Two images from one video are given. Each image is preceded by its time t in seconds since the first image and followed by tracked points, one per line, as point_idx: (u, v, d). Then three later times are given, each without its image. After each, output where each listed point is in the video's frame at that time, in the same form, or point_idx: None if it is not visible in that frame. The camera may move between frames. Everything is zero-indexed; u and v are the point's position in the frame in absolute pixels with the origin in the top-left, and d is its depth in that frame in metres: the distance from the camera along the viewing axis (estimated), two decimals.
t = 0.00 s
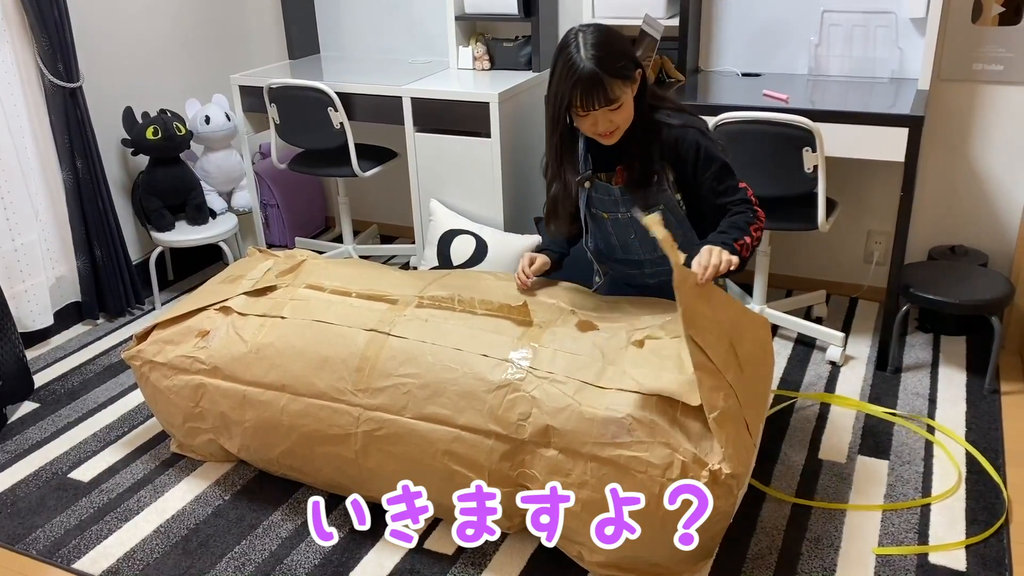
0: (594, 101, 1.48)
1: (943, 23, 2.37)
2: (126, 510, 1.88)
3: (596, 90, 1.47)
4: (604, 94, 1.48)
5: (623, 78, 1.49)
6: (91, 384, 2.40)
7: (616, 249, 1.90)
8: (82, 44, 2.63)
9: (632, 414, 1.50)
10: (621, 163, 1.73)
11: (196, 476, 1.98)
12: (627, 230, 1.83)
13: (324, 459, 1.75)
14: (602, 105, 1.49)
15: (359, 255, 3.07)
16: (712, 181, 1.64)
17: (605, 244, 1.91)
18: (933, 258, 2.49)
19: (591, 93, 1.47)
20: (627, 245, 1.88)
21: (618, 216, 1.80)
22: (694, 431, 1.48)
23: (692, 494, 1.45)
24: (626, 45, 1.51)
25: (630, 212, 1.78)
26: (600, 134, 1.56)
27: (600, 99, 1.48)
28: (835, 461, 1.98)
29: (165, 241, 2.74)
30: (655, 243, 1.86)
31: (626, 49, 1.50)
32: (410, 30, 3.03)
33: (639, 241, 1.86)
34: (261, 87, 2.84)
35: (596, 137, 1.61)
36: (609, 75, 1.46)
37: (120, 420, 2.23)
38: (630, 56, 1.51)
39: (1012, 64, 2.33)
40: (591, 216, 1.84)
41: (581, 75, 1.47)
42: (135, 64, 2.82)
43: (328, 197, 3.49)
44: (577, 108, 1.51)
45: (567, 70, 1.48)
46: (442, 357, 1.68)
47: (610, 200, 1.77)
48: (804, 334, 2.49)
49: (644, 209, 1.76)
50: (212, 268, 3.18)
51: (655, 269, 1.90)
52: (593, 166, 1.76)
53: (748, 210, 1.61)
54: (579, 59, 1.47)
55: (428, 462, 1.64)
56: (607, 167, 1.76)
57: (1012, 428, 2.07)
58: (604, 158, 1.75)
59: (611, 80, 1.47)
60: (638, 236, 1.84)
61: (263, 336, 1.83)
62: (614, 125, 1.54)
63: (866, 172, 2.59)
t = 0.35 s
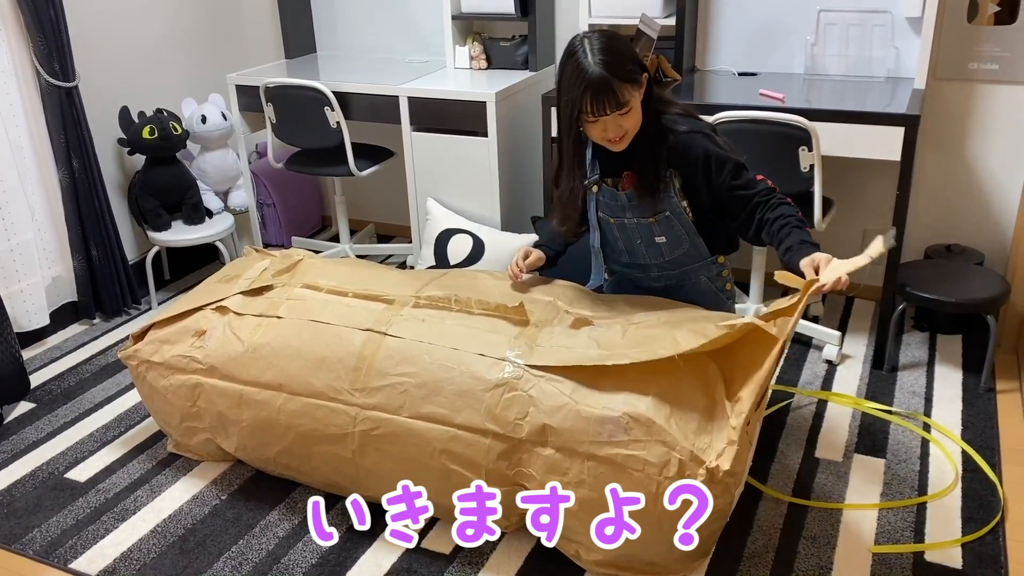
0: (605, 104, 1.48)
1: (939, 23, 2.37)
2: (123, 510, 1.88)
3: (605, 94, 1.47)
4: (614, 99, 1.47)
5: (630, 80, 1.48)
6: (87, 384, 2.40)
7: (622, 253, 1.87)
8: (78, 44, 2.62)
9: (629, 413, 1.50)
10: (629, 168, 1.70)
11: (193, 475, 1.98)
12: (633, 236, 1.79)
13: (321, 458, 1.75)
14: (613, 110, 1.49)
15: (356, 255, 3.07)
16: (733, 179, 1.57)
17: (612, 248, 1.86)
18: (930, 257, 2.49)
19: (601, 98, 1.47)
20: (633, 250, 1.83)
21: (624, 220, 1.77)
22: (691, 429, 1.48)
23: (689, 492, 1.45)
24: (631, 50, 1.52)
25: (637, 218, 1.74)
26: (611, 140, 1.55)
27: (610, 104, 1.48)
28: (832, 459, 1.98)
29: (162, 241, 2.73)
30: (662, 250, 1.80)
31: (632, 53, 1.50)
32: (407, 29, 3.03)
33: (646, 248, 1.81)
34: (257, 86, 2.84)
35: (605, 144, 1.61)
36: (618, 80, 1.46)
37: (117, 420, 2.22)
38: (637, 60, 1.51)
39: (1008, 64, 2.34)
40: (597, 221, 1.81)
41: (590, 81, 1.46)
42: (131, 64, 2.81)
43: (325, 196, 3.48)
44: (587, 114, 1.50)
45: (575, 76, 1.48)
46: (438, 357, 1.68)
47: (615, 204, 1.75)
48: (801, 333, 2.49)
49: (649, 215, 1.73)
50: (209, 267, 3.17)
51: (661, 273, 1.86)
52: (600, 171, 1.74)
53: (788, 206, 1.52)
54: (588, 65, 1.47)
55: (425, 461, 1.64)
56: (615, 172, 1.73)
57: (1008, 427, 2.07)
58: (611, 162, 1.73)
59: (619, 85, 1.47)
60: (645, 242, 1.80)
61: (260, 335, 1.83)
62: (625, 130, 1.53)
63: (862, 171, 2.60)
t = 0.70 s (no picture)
0: (634, 104, 1.47)
1: (933, 23, 2.38)
2: (117, 511, 1.87)
3: (637, 95, 1.46)
4: (644, 101, 1.46)
5: (663, 84, 1.48)
6: (82, 385, 2.39)
7: (626, 251, 1.85)
8: (72, 44, 2.61)
9: (624, 412, 1.50)
10: (648, 172, 1.72)
11: (187, 476, 1.98)
12: (643, 237, 1.79)
13: (316, 459, 1.75)
14: (643, 111, 1.48)
15: (351, 255, 3.06)
16: (756, 194, 1.60)
17: (618, 246, 1.86)
18: (924, 256, 2.49)
19: (631, 98, 1.46)
20: (639, 251, 1.83)
21: (637, 222, 1.77)
22: (686, 429, 1.48)
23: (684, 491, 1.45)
24: (667, 56, 1.51)
25: (650, 221, 1.75)
26: (637, 142, 1.53)
27: (639, 105, 1.47)
28: (827, 459, 1.98)
29: (156, 241, 2.73)
30: (669, 255, 1.80)
31: (667, 58, 1.50)
32: (402, 29, 3.03)
33: (653, 250, 1.81)
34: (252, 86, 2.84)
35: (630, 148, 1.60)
36: (651, 82, 1.46)
37: (111, 421, 2.22)
38: (671, 65, 1.51)
39: (1002, 64, 2.34)
40: (609, 218, 1.81)
41: (624, 80, 1.46)
42: (125, 64, 2.81)
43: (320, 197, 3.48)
44: (616, 114, 1.49)
45: (607, 74, 1.47)
46: (433, 357, 1.68)
47: (629, 206, 1.75)
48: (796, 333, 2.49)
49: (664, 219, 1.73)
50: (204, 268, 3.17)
51: (663, 274, 1.86)
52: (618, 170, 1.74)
53: (807, 222, 1.55)
54: (620, 64, 1.46)
55: (420, 461, 1.64)
56: (633, 174, 1.73)
57: (1002, 426, 2.07)
58: (630, 162, 1.73)
59: (651, 87, 1.47)
60: (653, 245, 1.80)
61: (254, 336, 1.83)
62: (651, 133, 1.52)
63: (857, 171, 2.60)
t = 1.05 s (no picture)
0: (652, 133, 1.49)
1: (929, 24, 2.38)
2: (113, 514, 1.87)
3: (655, 122, 1.48)
4: (662, 130, 1.48)
5: (684, 116, 1.50)
6: (77, 388, 2.39)
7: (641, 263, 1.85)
8: (68, 46, 2.61)
9: (622, 412, 1.50)
10: (672, 192, 1.72)
11: (184, 479, 1.97)
12: (664, 254, 1.80)
13: (313, 460, 1.74)
14: (659, 140, 1.50)
15: (348, 257, 3.06)
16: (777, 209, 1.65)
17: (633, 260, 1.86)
18: (921, 257, 2.49)
19: (649, 126, 1.48)
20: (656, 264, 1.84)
21: (660, 241, 1.78)
22: (683, 427, 1.48)
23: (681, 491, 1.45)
24: (692, 87, 1.53)
25: (675, 240, 1.76)
26: (654, 172, 1.55)
27: (656, 134, 1.49)
28: (824, 460, 1.98)
29: (152, 243, 2.73)
30: (689, 267, 1.83)
31: (692, 89, 1.52)
32: (399, 30, 3.03)
33: (672, 264, 1.83)
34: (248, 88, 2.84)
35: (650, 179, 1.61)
36: (671, 112, 1.48)
37: (107, 424, 2.21)
38: (695, 98, 1.53)
39: (997, 65, 2.35)
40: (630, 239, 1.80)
41: (643, 107, 1.48)
42: (121, 67, 2.80)
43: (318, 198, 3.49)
44: (635, 141, 1.51)
45: (628, 100, 1.50)
46: (430, 357, 1.68)
47: (655, 227, 1.76)
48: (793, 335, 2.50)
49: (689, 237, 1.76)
50: (200, 270, 3.17)
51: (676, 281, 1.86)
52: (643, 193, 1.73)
53: (821, 232, 1.60)
54: (641, 91, 1.49)
55: (418, 462, 1.64)
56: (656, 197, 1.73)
57: (999, 427, 2.08)
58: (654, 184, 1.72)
59: (671, 117, 1.48)
60: (673, 260, 1.81)
61: (251, 337, 1.82)
62: (669, 164, 1.54)
63: (854, 172, 2.60)
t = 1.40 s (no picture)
0: (650, 150, 1.52)
1: (926, 26, 2.39)
2: (112, 516, 1.87)
3: (654, 139, 1.51)
4: (661, 147, 1.51)
5: (682, 133, 1.52)
6: (76, 390, 2.39)
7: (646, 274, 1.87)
8: (67, 47, 2.61)
9: (622, 409, 1.50)
10: (672, 202, 1.76)
11: (183, 481, 1.97)
12: (667, 263, 1.83)
13: (313, 459, 1.75)
14: (658, 158, 1.53)
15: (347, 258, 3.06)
16: (775, 214, 1.72)
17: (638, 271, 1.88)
18: (920, 258, 2.50)
19: (647, 144, 1.51)
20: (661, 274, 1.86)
21: (662, 250, 1.81)
22: (683, 425, 1.48)
23: (681, 488, 1.44)
24: (691, 103, 1.56)
25: (676, 248, 1.80)
26: (651, 186, 1.58)
27: (655, 151, 1.52)
28: (822, 461, 1.98)
29: (151, 245, 2.73)
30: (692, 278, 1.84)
31: (691, 106, 1.54)
32: (397, 32, 3.03)
33: (676, 274, 1.84)
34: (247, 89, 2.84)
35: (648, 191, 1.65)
36: (669, 131, 1.50)
37: (106, 426, 2.21)
38: (693, 114, 1.55)
39: (995, 66, 2.35)
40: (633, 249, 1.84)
41: (642, 125, 1.51)
42: (120, 68, 2.80)
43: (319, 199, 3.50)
44: (633, 157, 1.55)
45: (628, 116, 1.53)
46: (431, 356, 1.68)
47: (656, 235, 1.80)
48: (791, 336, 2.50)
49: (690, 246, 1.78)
50: (200, 271, 3.17)
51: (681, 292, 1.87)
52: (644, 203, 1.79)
53: (819, 235, 1.68)
54: (641, 108, 1.51)
55: (417, 460, 1.64)
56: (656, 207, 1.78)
57: (997, 428, 2.08)
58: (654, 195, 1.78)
59: (670, 135, 1.51)
60: (676, 269, 1.83)
61: (252, 336, 1.83)
62: (666, 180, 1.57)
63: (852, 173, 2.61)
